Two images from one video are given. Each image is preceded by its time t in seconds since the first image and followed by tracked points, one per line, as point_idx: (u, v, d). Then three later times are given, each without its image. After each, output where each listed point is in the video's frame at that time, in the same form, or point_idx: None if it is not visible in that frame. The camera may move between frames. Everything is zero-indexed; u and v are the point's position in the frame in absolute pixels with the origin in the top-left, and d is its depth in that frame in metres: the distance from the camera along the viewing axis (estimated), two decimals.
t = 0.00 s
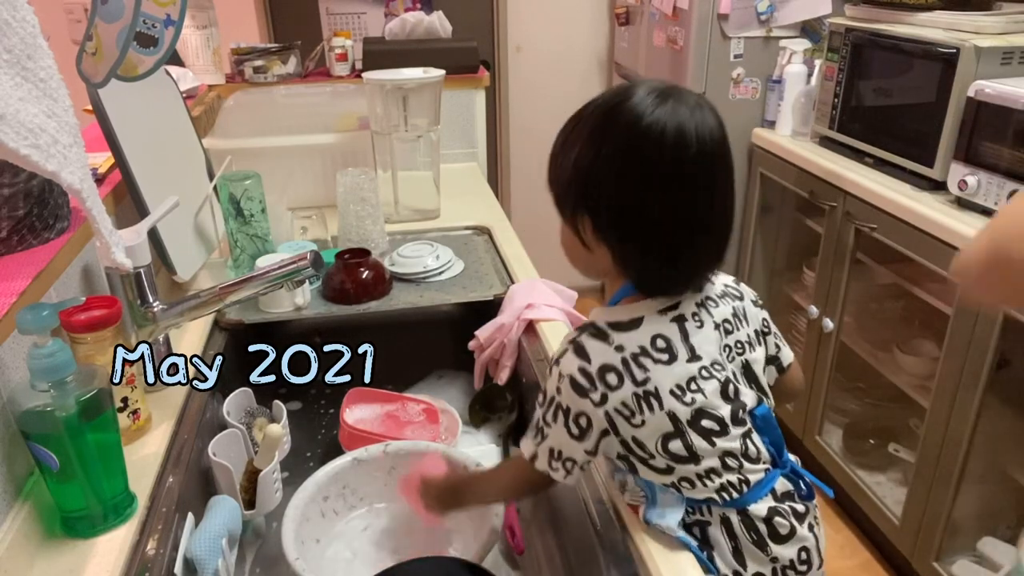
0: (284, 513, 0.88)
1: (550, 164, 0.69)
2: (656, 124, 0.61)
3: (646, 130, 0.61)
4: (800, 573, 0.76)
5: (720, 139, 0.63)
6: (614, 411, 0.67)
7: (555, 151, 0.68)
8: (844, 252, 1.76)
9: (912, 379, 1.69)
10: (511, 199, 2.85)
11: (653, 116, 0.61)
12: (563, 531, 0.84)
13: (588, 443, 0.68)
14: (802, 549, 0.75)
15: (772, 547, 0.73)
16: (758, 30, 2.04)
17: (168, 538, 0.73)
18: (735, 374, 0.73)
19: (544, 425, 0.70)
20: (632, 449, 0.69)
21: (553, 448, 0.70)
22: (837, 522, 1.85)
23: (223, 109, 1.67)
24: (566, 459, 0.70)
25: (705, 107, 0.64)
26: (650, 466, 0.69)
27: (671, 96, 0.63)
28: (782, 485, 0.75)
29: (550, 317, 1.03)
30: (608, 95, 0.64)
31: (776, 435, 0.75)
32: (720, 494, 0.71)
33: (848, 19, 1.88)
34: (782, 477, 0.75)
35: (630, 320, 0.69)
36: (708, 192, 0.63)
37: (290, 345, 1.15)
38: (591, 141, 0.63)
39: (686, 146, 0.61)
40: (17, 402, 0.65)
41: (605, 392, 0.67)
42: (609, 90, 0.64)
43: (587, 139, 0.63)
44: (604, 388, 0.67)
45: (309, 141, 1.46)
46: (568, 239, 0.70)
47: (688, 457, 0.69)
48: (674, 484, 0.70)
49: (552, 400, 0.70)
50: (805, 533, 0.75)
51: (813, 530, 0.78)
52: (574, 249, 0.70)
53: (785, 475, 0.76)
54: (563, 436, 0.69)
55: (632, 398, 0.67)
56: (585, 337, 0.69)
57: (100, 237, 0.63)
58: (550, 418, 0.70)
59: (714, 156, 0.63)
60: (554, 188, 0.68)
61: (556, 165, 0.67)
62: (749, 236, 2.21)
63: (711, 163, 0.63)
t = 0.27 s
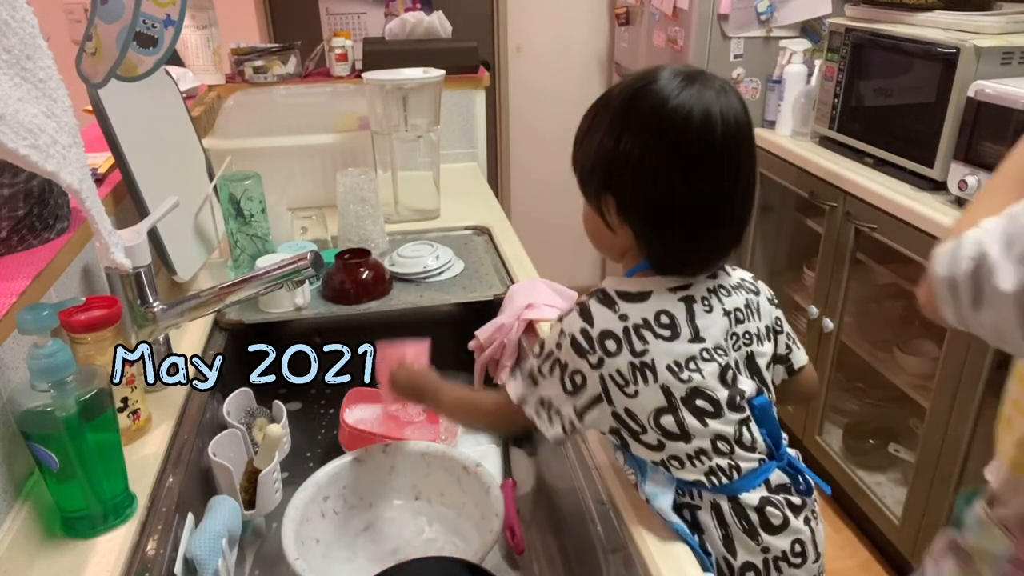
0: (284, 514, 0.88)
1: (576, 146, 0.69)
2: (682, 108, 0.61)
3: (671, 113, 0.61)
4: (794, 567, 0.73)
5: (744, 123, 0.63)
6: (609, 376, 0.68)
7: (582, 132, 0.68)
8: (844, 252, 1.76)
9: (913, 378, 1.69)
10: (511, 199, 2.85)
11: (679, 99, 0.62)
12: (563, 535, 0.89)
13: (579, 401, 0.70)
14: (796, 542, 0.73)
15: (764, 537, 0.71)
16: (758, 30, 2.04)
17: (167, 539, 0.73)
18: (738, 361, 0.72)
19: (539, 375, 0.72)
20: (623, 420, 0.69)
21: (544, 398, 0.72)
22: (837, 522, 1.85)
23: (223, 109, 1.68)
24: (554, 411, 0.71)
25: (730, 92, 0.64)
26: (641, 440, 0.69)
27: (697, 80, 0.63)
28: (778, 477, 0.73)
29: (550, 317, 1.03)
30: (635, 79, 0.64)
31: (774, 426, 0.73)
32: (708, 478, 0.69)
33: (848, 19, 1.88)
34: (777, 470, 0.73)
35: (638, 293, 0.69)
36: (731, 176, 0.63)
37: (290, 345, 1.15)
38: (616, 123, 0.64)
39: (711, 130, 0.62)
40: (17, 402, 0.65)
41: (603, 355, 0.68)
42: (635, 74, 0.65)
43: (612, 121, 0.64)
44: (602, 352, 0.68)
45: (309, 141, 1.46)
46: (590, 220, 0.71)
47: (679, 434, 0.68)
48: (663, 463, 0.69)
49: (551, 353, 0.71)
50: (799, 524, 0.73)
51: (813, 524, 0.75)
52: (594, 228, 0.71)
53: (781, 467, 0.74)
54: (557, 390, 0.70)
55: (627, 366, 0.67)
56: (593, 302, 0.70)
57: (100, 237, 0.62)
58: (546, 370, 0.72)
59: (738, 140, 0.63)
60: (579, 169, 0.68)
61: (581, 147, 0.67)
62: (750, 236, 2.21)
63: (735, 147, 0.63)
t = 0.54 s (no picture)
0: (284, 513, 0.88)
1: (583, 153, 0.70)
2: (694, 122, 0.62)
3: (683, 126, 0.62)
4: (783, 570, 0.70)
5: (752, 135, 0.64)
6: (587, 354, 0.70)
7: (590, 139, 0.69)
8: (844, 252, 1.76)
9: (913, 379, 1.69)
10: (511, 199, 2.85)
11: (691, 113, 0.62)
12: (563, 535, 0.89)
13: (558, 364, 0.73)
14: (786, 546, 0.70)
15: (747, 536, 0.69)
16: (758, 30, 2.04)
17: (167, 539, 0.73)
18: (728, 361, 0.70)
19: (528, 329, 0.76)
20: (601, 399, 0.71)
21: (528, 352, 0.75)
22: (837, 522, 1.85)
23: (223, 109, 1.68)
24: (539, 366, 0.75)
25: (739, 104, 0.64)
26: (616, 419, 0.71)
27: (707, 92, 0.63)
28: (769, 479, 0.70)
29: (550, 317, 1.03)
30: (645, 90, 0.64)
31: (767, 428, 0.70)
32: (682, 468, 0.70)
33: (848, 19, 1.88)
34: (771, 474, 0.70)
35: (630, 281, 0.69)
36: (739, 188, 0.64)
37: (289, 345, 1.15)
38: (627, 134, 0.64)
39: (721, 144, 0.62)
40: (17, 402, 0.65)
41: (583, 333, 0.70)
42: (646, 85, 0.65)
43: (623, 131, 0.64)
44: (583, 330, 0.70)
45: (309, 141, 1.46)
46: (595, 224, 0.72)
47: (651, 422, 0.69)
48: (639, 446, 0.71)
49: (541, 310, 0.74)
50: (789, 526, 0.70)
51: (812, 532, 0.71)
52: (599, 232, 0.72)
53: (775, 471, 0.71)
54: (541, 351, 0.74)
55: (604, 349, 0.69)
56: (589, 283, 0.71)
57: (100, 237, 0.63)
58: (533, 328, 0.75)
59: (746, 154, 0.64)
60: (587, 175, 0.69)
61: (589, 155, 0.68)
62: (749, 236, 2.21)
63: (743, 160, 0.64)
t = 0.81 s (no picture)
0: (284, 514, 0.88)
1: (591, 171, 0.68)
2: (699, 140, 0.60)
3: (688, 145, 0.60)
4: None
5: (761, 153, 0.62)
6: (592, 362, 0.70)
7: (597, 156, 0.67)
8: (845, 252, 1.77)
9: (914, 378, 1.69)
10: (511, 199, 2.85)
11: (697, 130, 0.60)
12: (564, 535, 0.89)
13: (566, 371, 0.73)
14: (787, 565, 0.67)
15: (746, 553, 0.67)
16: (758, 30, 2.04)
17: (167, 539, 0.73)
18: (734, 376, 0.67)
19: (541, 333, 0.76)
20: (607, 406, 0.71)
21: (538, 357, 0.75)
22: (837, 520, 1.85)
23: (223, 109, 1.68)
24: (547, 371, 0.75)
25: (747, 121, 0.62)
26: (619, 427, 0.71)
27: (715, 110, 0.61)
28: (773, 497, 0.67)
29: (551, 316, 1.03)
30: (653, 106, 0.63)
31: (773, 445, 0.67)
32: (680, 479, 0.68)
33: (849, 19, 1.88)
34: (776, 492, 0.67)
35: (636, 293, 0.67)
36: (745, 209, 0.62)
37: (289, 345, 1.15)
38: (632, 151, 0.62)
39: (727, 162, 0.60)
40: (17, 402, 0.65)
41: (589, 341, 0.70)
42: (655, 101, 0.63)
43: (629, 148, 0.62)
44: (589, 338, 0.70)
45: (309, 141, 1.46)
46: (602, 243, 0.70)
47: (651, 432, 0.67)
48: (640, 455, 0.70)
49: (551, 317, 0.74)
50: (790, 545, 0.67)
51: (818, 553, 0.68)
52: (606, 250, 0.69)
53: (780, 490, 0.67)
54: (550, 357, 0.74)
55: (607, 358, 0.68)
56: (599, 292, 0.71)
57: (100, 237, 0.63)
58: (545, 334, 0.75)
59: (754, 173, 0.61)
60: (594, 191, 0.67)
61: (596, 171, 0.66)
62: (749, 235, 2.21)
63: (751, 179, 0.61)
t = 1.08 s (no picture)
0: (284, 514, 0.88)
1: (586, 158, 0.67)
2: (698, 126, 0.59)
3: (685, 130, 0.59)
4: None
5: (760, 139, 0.61)
6: (594, 371, 0.68)
7: (593, 143, 0.66)
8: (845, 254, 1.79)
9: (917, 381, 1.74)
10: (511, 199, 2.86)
11: (695, 116, 0.59)
12: (563, 535, 0.89)
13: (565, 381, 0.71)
14: (790, 556, 0.68)
15: (753, 550, 0.67)
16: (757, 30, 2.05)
17: (167, 539, 0.73)
18: (735, 377, 0.67)
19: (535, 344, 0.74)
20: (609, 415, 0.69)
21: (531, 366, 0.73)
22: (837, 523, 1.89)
23: (223, 109, 1.68)
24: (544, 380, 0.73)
25: (747, 107, 0.61)
26: (623, 435, 0.69)
27: (712, 94, 0.60)
28: (774, 493, 0.68)
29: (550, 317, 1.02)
30: (650, 92, 0.61)
31: (772, 442, 0.68)
32: (689, 484, 0.68)
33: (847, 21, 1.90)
34: (777, 488, 0.68)
35: (637, 297, 0.67)
36: (745, 194, 0.61)
37: (289, 345, 1.15)
38: (628, 138, 0.61)
39: (726, 147, 0.59)
40: (16, 402, 0.65)
41: (590, 350, 0.68)
42: (651, 87, 0.62)
43: (625, 135, 0.61)
44: (590, 346, 0.68)
45: (309, 141, 1.46)
46: (599, 233, 0.69)
47: (659, 439, 0.67)
48: (645, 462, 0.69)
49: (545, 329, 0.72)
50: (793, 538, 0.68)
51: (814, 542, 0.70)
52: (602, 239, 0.68)
53: (780, 485, 0.69)
54: (548, 366, 0.72)
55: (612, 366, 0.67)
56: (595, 299, 0.69)
57: (100, 237, 0.63)
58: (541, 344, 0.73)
59: (754, 158, 0.60)
60: (590, 181, 0.65)
61: (591, 160, 0.65)
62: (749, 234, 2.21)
63: (751, 163, 0.60)
